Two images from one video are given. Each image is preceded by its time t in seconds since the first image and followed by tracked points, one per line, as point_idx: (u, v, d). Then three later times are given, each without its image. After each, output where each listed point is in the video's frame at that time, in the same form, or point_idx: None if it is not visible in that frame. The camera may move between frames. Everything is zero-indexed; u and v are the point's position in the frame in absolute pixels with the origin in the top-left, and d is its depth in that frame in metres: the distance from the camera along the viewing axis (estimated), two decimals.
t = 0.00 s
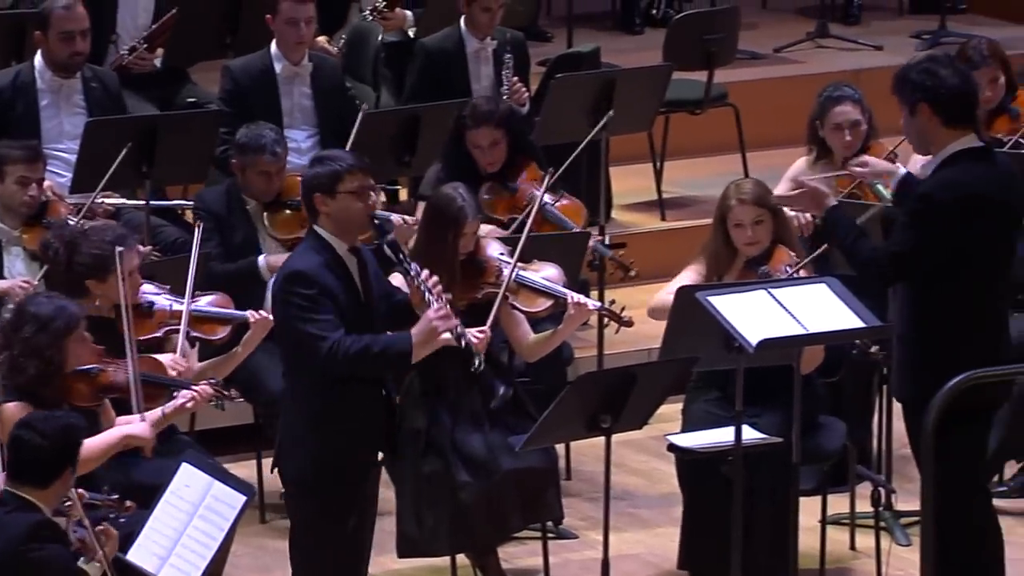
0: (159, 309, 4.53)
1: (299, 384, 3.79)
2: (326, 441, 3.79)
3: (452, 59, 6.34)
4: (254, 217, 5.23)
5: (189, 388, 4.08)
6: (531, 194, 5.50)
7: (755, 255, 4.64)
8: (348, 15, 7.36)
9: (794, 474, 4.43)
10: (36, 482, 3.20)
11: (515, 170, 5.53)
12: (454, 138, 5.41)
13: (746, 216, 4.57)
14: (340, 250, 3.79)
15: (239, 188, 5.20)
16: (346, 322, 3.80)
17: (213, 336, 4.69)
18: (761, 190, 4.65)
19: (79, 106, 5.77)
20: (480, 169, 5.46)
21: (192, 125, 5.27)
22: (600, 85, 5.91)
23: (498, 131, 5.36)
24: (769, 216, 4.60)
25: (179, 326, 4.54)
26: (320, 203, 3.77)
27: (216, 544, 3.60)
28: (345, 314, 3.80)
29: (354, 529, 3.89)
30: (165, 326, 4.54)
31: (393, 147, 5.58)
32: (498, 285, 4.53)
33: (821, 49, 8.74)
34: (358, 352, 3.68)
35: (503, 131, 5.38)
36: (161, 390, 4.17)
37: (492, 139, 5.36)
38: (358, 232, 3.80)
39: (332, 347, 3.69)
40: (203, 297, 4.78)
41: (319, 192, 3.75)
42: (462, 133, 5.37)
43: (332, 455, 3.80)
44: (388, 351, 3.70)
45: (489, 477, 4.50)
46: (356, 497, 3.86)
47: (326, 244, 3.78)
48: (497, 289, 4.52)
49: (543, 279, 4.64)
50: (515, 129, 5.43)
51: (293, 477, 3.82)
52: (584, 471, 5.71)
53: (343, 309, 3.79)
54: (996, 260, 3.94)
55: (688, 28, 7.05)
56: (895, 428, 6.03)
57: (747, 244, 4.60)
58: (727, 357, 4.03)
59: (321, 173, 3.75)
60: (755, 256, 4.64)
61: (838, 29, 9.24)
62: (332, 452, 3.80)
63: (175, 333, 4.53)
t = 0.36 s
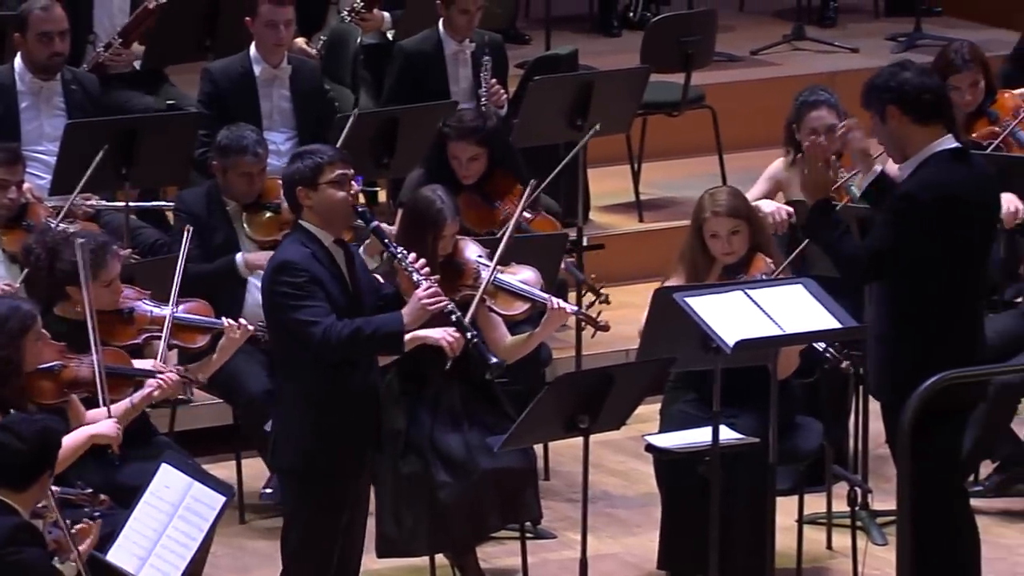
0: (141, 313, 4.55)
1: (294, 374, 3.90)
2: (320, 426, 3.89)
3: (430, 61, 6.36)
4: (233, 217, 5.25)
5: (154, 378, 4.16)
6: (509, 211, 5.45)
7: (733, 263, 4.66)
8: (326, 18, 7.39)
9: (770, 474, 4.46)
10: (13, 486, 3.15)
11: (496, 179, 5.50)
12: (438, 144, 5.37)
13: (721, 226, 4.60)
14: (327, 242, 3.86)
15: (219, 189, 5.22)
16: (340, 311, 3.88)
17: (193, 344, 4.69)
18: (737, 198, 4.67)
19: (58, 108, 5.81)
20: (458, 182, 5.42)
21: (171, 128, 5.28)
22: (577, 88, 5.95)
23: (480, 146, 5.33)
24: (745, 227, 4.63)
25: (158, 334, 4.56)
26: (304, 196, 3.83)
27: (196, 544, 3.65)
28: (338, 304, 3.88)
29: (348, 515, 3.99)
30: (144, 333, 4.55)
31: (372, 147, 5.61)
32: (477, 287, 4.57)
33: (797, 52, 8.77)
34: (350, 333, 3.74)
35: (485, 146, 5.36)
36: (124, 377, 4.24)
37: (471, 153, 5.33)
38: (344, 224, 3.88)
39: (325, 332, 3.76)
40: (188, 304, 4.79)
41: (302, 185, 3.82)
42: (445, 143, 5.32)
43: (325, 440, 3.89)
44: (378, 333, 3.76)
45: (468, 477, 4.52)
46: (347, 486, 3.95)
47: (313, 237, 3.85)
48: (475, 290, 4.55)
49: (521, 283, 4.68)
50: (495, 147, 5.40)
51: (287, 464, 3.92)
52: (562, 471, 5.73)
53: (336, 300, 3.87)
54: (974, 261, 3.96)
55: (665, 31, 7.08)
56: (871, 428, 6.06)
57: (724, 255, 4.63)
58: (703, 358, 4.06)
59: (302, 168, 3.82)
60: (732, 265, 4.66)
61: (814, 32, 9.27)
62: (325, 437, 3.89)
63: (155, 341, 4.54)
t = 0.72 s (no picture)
0: (125, 313, 4.58)
1: (279, 374, 3.94)
2: (299, 425, 3.93)
3: (412, 63, 6.38)
4: (215, 219, 5.28)
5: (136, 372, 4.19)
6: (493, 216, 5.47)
7: (711, 274, 4.69)
8: (308, 20, 7.42)
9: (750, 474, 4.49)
10: (3, 489, 3.19)
11: (480, 187, 5.51)
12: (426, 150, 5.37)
13: (698, 239, 4.64)
14: (318, 244, 3.90)
15: (199, 192, 5.24)
16: (320, 314, 3.91)
17: (178, 343, 4.71)
18: (714, 207, 4.69)
19: (41, 110, 5.85)
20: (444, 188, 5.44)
21: (152, 130, 5.30)
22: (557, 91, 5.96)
23: (469, 155, 5.32)
24: (723, 239, 4.66)
25: (143, 332, 4.58)
26: (302, 195, 3.87)
27: (179, 544, 3.68)
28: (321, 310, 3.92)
29: (334, 516, 4.02)
30: (128, 332, 4.57)
31: (354, 148, 5.62)
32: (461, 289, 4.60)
33: (776, 54, 8.81)
34: (313, 338, 3.79)
35: (474, 155, 5.35)
36: (103, 375, 4.27)
37: (461, 162, 5.33)
38: (338, 229, 3.90)
39: (291, 332, 3.81)
40: (173, 302, 4.82)
41: (303, 185, 3.84)
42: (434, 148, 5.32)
43: (305, 440, 3.93)
44: (342, 339, 3.80)
45: (449, 478, 4.54)
46: (331, 486, 3.98)
47: (306, 237, 3.90)
48: (457, 292, 4.59)
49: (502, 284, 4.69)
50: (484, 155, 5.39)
51: (271, 464, 3.96)
52: (544, 471, 5.76)
53: (319, 302, 3.91)
54: (951, 261, 3.99)
55: (646, 33, 7.11)
56: (850, 428, 6.10)
57: (702, 266, 4.66)
58: (685, 359, 4.10)
59: (305, 168, 3.84)
60: (709, 274, 4.69)
61: (793, 35, 9.31)
62: (304, 437, 3.93)
63: (139, 340, 4.56)
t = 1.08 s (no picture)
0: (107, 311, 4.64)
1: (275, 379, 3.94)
2: (292, 429, 3.93)
3: (395, 66, 6.43)
4: (199, 221, 5.32)
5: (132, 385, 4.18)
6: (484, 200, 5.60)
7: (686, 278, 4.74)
8: (292, 21, 7.47)
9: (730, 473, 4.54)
10: None
11: (469, 175, 5.64)
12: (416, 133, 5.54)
13: (672, 246, 4.69)
14: (311, 250, 3.92)
15: (183, 195, 5.28)
16: (315, 320, 3.93)
17: (160, 334, 4.78)
18: (689, 212, 4.73)
19: (26, 112, 5.89)
20: (432, 174, 5.59)
21: (138, 132, 5.34)
22: (539, 92, 6.01)
23: (458, 134, 5.50)
24: (696, 245, 4.71)
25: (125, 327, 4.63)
26: (297, 201, 3.88)
27: (164, 544, 3.71)
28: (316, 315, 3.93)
29: (323, 518, 4.03)
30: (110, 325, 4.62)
31: (339, 150, 5.66)
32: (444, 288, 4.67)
33: (756, 57, 8.86)
34: (317, 348, 3.80)
35: (462, 137, 5.54)
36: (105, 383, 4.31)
37: (451, 143, 5.50)
38: (331, 233, 3.92)
39: (293, 342, 3.82)
40: (155, 300, 4.88)
41: (295, 191, 3.87)
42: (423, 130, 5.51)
43: (299, 444, 3.94)
44: (346, 349, 3.83)
45: (431, 475, 4.58)
46: (320, 489, 3.99)
47: (300, 242, 3.90)
48: (440, 292, 4.64)
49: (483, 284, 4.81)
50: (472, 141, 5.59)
51: (262, 468, 3.95)
52: (526, 470, 5.81)
53: (314, 306, 3.92)
54: (929, 263, 4.03)
55: (628, 36, 7.15)
56: (829, 427, 6.15)
57: (676, 272, 4.72)
58: (665, 358, 4.15)
59: (298, 175, 3.87)
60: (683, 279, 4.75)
61: (773, 38, 9.36)
62: (298, 441, 3.94)
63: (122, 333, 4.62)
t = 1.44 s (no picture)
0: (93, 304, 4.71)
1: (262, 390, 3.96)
2: (281, 441, 3.96)
3: (382, 68, 6.48)
4: (189, 221, 5.38)
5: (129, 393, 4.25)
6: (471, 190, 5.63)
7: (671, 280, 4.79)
8: (279, 21, 7.51)
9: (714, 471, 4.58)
10: None
11: (456, 169, 5.68)
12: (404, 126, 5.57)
13: (657, 250, 4.73)
14: (299, 258, 3.94)
15: (175, 196, 5.32)
16: (299, 330, 3.97)
17: (148, 320, 4.88)
18: (673, 215, 4.77)
19: (16, 112, 5.94)
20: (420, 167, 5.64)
21: (128, 134, 5.38)
22: (525, 94, 6.05)
23: (447, 125, 5.53)
24: (681, 248, 4.75)
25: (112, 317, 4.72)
26: (284, 208, 3.92)
27: (152, 542, 3.75)
28: (298, 323, 3.96)
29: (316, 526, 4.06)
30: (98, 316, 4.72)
31: (327, 152, 5.69)
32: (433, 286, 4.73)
33: (740, 58, 8.91)
34: (296, 363, 3.86)
35: (451, 129, 5.57)
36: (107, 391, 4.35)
37: (440, 135, 5.54)
38: (318, 242, 3.96)
39: (273, 355, 3.86)
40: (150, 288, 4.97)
41: (284, 199, 3.90)
42: (411, 123, 5.54)
43: (291, 458, 3.96)
44: (327, 364, 3.88)
45: (418, 472, 4.62)
46: (314, 496, 4.00)
47: (285, 250, 3.93)
48: (428, 289, 4.70)
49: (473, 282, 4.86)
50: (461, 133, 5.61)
51: (256, 479, 3.99)
52: (513, 468, 5.86)
53: (297, 313, 3.95)
54: (910, 269, 4.08)
55: (613, 37, 7.19)
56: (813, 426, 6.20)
57: (662, 274, 4.77)
58: (650, 357, 4.19)
59: (287, 182, 3.90)
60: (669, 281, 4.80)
61: (758, 39, 9.41)
62: (290, 454, 3.96)
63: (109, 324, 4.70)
